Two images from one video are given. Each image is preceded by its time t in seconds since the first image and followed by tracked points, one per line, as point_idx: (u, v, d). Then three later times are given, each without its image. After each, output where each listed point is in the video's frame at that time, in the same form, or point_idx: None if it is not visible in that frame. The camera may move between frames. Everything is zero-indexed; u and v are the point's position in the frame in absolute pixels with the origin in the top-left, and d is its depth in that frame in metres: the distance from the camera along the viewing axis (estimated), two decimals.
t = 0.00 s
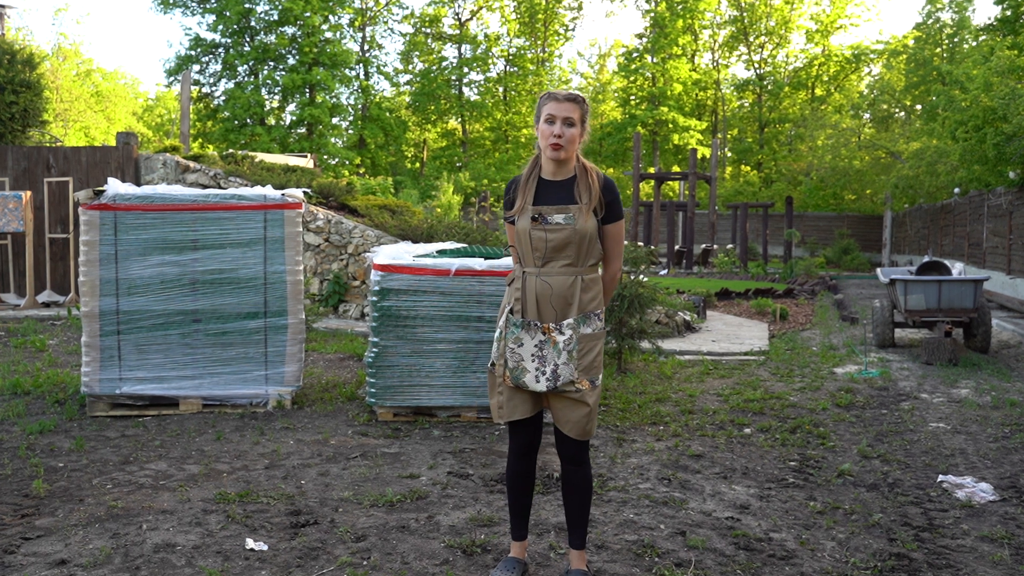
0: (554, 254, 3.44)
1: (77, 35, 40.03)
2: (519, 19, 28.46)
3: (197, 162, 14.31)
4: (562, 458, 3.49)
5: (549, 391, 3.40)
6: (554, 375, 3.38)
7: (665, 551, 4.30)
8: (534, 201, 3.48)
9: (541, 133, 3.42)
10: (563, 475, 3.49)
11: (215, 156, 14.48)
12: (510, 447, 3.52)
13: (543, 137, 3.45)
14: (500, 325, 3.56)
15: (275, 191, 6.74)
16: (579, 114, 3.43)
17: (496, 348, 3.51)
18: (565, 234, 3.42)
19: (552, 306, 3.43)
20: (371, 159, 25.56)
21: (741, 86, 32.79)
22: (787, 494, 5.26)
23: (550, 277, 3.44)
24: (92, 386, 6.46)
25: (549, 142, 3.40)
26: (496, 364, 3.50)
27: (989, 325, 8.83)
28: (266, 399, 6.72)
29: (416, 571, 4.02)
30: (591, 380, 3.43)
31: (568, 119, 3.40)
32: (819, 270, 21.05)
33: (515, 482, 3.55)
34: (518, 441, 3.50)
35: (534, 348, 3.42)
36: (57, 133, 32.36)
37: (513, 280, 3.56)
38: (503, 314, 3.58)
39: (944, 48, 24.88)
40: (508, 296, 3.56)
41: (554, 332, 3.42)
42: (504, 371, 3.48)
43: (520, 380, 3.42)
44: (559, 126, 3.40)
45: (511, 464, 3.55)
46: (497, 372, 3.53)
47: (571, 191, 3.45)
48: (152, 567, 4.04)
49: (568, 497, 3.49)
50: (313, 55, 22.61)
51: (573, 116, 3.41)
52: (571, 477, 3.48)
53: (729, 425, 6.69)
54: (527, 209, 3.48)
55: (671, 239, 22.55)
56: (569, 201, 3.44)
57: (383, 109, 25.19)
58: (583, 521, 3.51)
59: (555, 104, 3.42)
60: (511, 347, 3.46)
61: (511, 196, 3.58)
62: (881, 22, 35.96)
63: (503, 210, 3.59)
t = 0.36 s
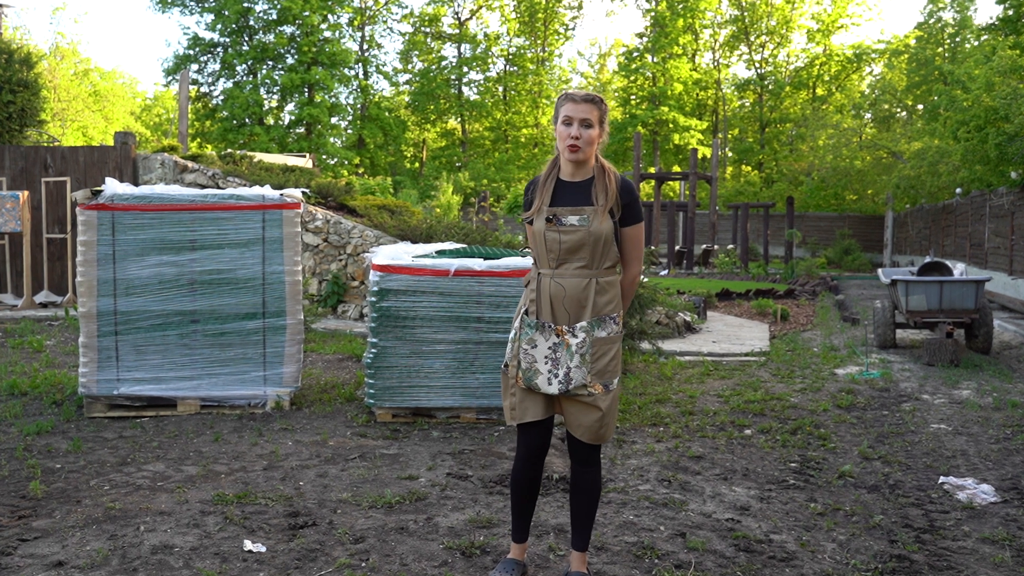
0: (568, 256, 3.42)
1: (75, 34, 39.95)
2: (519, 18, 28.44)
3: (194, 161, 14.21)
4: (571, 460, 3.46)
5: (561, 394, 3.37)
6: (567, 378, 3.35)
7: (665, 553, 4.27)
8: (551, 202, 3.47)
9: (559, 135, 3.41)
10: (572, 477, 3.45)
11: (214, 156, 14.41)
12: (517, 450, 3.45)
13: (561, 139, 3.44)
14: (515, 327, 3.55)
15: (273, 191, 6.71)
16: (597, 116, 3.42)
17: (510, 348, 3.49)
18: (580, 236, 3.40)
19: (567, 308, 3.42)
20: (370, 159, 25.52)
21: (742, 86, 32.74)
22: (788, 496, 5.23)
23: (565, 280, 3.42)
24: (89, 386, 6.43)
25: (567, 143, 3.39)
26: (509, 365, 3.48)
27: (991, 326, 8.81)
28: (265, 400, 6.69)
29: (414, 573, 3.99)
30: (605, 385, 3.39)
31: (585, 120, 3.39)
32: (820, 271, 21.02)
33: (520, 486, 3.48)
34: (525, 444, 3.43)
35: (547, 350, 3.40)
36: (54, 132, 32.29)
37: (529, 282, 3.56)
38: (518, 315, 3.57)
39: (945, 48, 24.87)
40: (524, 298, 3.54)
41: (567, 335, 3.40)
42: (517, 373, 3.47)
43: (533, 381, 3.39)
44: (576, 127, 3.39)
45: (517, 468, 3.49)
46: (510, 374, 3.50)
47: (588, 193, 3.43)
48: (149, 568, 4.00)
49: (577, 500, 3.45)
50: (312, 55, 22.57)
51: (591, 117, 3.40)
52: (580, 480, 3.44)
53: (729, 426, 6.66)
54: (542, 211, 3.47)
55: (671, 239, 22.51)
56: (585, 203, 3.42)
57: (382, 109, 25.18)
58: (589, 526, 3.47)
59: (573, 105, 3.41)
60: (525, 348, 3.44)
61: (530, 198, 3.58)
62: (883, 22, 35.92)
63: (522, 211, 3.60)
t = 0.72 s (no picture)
0: (579, 256, 3.40)
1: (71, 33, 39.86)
2: (517, 16, 28.43)
3: (191, 160, 14.29)
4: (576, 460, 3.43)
5: (568, 394, 3.33)
6: (574, 379, 3.32)
7: (664, 554, 4.25)
8: (562, 202, 3.45)
9: (573, 134, 3.39)
10: (575, 478, 3.44)
11: (210, 156, 14.45)
12: (521, 450, 3.40)
13: (574, 137, 3.42)
14: (523, 326, 3.51)
15: (271, 190, 6.68)
16: (610, 115, 3.40)
17: (517, 347, 3.46)
18: (590, 236, 3.37)
19: (576, 308, 3.39)
20: (368, 158, 25.51)
21: (741, 85, 32.74)
22: (788, 496, 5.21)
23: (574, 280, 3.40)
24: (85, 386, 6.40)
25: (580, 142, 3.38)
26: (516, 364, 3.44)
27: (991, 326, 8.78)
28: (261, 400, 6.66)
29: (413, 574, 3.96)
30: (612, 387, 3.36)
31: (599, 118, 3.37)
32: (820, 271, 20.97)
33: (522, 485, 3.45)
34: (529, 445, 3.39)
35: (555, 350, 3.37)
36: (49, 131, 32.20)
37: (540, 281, 3.53)
38: (527, 315, 3.54)
39: (945, 47, 24.86)
40: (533, 298, 3.52)
41: (576, 336, 3.37)
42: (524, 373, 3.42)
43: (539, 381, 3.36)
44: (590, 126, 3.37)
45: (519, 468, 3.45)
46: (516, 373, 3.46)
47: (600, 193, 3.41)
48: (146, 569, 3.98)
49: (579, 500, 3.44)
50: (309, 53, 22.54)
51: (605, 115, 3.37)
52: (583, 481, 3.43)
53: (729, 427, 6.63)
54: (555, 209, 3.45)
55: (670, 239, 22.47)
56: (597, 203, 3.39)
57: (379, 108, 25.17)
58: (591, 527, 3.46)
59: (587, 104, 3.39)
60: (533, 347, 3.41)
61: (543, 196, 3.56)
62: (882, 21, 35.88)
63: (535, 209, 3.58)
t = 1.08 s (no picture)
0: (587, 255, 3.36)
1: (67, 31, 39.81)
2: (515, 15, 28.39)
3: (188, 159, 14.28)
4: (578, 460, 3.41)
5: (574, 393, 3.31)
6: (581, 378, 3.30)
7: (664, 554, 4.23)
8: (570, 201, 3.40)
9: (580, 134, 3.35)
10: (576, 478, 3.41)
11: (207, 154, 14.46)
12: (523, 451, 3.35)
13: (581, 136, 3.38)
14: (526, 324, 3.47)
15: (268, 188, 6.65)
16: (617, 114, 3.36)
17: (522, 346, 3.42)
18: (600, 235, 3.34)
19: (583, 307, 3.36)
20: (365, 157, 25.50)
21: (740, 84, 32.73)
22: (788, 496, 5.19)
23: (582, 279, 3.36)
24: (82, 386, 6.38)
25: (587, 142, 3.34)
26: (521, 363, 3.40)
27: (991, 325, 8.76)
28: (259, 400, 6.63)
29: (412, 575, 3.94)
30: (617, 386, 3.35)
31: (605, 119, 3.33)
32: (819, 271, 20.91)
33: (522, 488, 3.41)
34: (531, 447, 3.34)
35: (561, 349, 3.33)
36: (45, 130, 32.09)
37: (544, 280, 3.48)
38: (531, 314, 3.49)
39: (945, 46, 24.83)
40: (537, 297, 3.47)
41: (582, 335, 3.34)
42: (528, 373, 3.38)
43: (545, 381, 3.32)
44: (597, 126, 3.33)
45: (519, 471, 3.41)
46: (520, 372, 3.42)
47: (608, 192, 3.37)
48: (143, 569, 3.96)
49: (580, 501, 3.42)
50: (306, 52, 22.51)
51: (612, 115, 3.34)
52: (585, 481, 3.41)
53: (728, 426, 6.61)
54: (562, 208, 3.40)
55: (669, 238, 22.44)
56: (606, 202, 3.36)
57: (377, 107, 25.14)
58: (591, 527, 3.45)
59: (594, 103, 3.35)
60: (538, 346, 3.37)
61: (548, 195, 3.50)
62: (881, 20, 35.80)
63: (540, 207, 3.52)
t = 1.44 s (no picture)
0: (589, 254, 3.34)
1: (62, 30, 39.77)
2: (513, 13, 28.35)
3: (184, 159, 14.24)
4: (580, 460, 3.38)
5: (577, 393, 3.28)
6: (585, 377, 3.27)
7: (663, 554, 4.20)
8: (571, 200, 3.37)
9: (580, 134, 3.33)
10: (577, 478, 3.39)
11: (203, 153, 14.45)
12: (526, 453, 3.30)
13: (582, 136, 3.35)
14: (527, 324, 3.43)
15: (265, 188, 6.62)
16: (618, 113, 3.34)
17: (524, 346, 3.38)
18: (602, 235, 3.31)
19: (586, 306, 3.33)
20: (362, 156, 25.49)
21: (739, 82, 32.71)
22: (788, 496, 5.16)
23: (585, 279, 3.33)
24: (78, 387, 6.35)
25: (588, 141, 3.31)
26: (523, 363, 3.36)
27: (990, 325, 8.74)
28: (256, 400, 6.60)
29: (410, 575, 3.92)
30: (619, 386, 3.33)
31: (606, 118, 3.31)
32: (819, 270, 20.85)
33: (523, 489, 3.36)
34: (532, 448, 3.30)
35: (564, 348, 3.31)
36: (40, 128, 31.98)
37: (545, 279, 3.44)
38: (533, 314, 3.46)
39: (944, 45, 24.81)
40: (538, 296, 3.44)
41: (586, 334, 3.31)
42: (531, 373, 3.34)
43: (548, 380, 3.29)
44: (597, 126, 3.31)
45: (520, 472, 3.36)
46: (522, 372, 3.37)
47: (610, 192, 3.34)
48: (140, 570, 3.93)
49: (580, 502, 3.39)
50: (303, 50, 22.47)
51: (612, 115, 3.32)
52: (587, 481, 3.38)
53: (727, 427, 6.58)
54: (564, 208, 3.36)
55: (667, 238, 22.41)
56: (608, 202, 3.33)
57: (374, 106, 25.08)
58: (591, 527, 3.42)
59: (594, 103, 3.33)
60: (542, 345, 3.33)
61: (547, 194, 3.46)
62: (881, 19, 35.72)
63: (539, 207, 3.48)
